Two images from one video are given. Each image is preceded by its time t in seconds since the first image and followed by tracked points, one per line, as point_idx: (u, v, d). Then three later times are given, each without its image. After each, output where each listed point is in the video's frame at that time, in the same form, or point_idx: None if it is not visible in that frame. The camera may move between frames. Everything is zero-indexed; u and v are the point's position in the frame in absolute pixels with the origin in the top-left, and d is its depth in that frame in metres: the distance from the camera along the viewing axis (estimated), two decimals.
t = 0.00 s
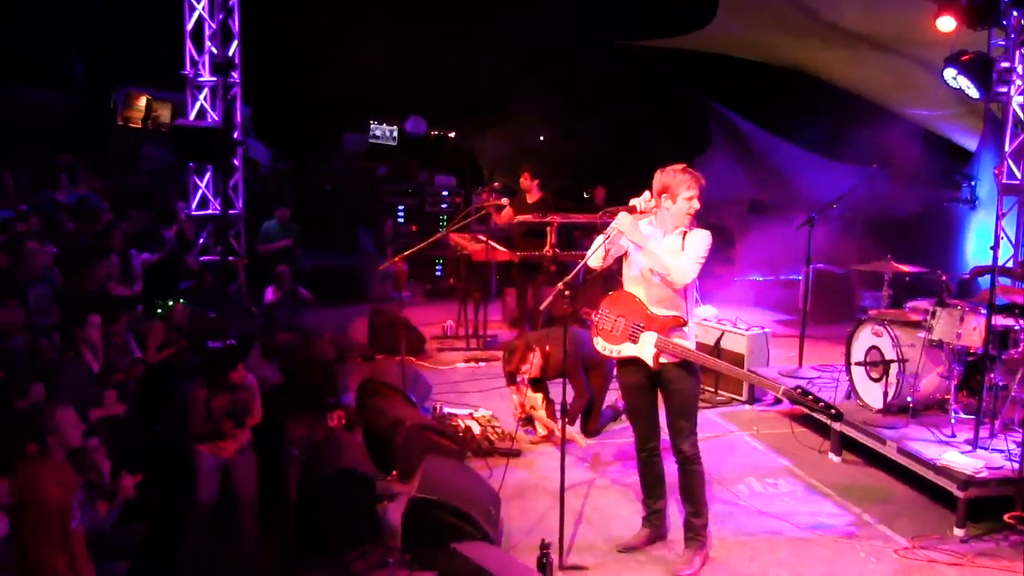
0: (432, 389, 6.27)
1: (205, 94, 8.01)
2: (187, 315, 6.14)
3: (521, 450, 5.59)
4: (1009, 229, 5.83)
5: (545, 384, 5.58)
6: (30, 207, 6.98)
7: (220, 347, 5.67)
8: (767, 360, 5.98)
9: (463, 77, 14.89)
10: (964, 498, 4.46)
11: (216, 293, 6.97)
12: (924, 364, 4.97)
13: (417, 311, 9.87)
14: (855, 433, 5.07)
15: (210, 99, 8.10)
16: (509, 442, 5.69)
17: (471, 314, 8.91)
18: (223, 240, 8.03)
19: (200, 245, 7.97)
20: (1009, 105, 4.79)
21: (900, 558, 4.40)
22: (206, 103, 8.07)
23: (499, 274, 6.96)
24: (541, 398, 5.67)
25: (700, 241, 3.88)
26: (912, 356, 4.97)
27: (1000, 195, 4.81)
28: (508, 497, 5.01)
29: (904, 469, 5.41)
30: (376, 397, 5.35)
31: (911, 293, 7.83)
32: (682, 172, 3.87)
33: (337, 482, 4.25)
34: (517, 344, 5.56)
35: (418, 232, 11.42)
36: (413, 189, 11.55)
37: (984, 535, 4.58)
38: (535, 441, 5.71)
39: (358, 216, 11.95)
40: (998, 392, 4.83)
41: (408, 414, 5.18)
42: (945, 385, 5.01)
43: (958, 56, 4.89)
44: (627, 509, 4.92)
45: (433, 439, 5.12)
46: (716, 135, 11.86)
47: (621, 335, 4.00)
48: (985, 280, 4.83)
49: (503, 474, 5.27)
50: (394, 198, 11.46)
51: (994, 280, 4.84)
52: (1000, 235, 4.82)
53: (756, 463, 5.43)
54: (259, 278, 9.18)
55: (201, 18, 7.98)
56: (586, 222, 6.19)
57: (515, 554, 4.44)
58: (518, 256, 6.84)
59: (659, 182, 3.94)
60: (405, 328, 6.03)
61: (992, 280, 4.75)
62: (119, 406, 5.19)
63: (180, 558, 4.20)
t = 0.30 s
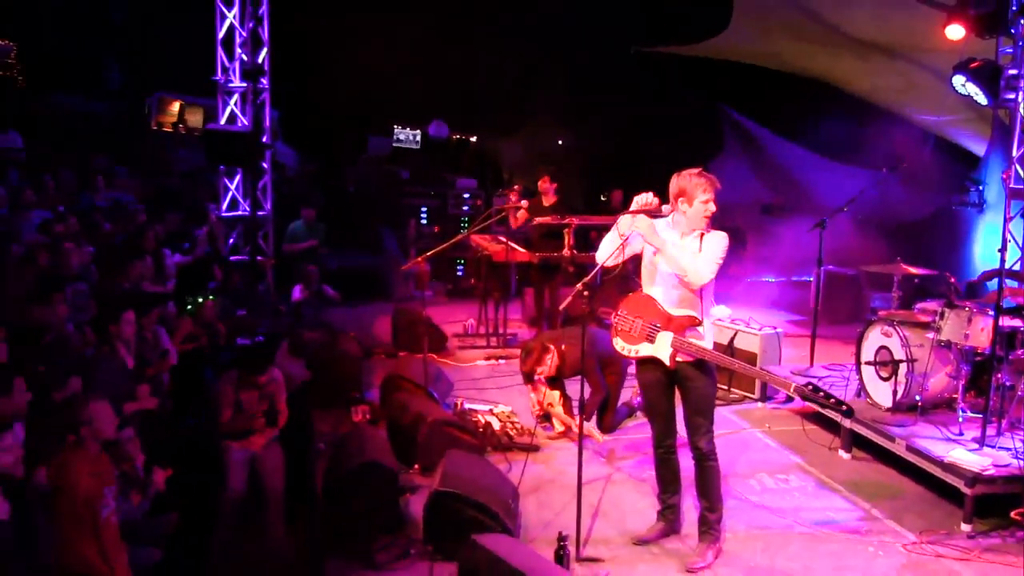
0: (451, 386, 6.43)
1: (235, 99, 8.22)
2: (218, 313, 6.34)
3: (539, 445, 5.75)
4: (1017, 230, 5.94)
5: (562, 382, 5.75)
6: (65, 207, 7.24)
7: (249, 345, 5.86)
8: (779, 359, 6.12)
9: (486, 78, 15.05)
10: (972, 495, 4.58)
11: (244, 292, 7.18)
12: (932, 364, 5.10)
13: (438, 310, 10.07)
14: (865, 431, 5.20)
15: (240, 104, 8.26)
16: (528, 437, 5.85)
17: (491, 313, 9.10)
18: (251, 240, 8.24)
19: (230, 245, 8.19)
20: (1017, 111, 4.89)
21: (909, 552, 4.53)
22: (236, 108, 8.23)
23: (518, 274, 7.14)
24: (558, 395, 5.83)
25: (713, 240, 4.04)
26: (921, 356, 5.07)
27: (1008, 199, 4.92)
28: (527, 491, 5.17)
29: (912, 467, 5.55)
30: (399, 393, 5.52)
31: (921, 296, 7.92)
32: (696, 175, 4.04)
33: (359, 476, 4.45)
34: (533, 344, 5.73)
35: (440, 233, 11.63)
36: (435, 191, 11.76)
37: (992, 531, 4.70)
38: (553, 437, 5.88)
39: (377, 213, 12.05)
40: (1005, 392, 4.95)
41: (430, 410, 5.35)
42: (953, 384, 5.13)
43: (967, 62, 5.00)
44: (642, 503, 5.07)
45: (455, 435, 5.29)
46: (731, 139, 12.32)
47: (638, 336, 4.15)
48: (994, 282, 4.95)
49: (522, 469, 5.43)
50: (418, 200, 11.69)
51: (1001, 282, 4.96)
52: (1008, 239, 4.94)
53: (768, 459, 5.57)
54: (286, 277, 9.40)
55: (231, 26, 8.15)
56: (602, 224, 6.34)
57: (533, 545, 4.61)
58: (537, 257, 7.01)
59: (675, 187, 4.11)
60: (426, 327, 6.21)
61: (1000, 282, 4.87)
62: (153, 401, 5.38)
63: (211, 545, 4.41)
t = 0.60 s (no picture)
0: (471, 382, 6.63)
1: (263, 104, 8.47)
2: (248, 312, 6.56)
3: (555, 441, 5.92)
4: None
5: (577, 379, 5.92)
6: (100, 208, 7.54)
7: (276, 342, 6.07)
8: (789, 358, 6.25)
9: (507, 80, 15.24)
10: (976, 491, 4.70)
11: (271, 290, 7.44)
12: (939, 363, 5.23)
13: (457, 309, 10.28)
14: (873, 428, 5.33)
15: (267, 109, 8.56)
16: (544, 432, 6.03)
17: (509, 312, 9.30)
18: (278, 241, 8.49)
19: (257, 245, 8.45)
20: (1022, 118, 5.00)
21: (914, 547, 4.67)
22: (264, 113, 8.52)
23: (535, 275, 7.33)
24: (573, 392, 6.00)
25: (723, 237, 4.20)
26: (927, 356, 5.22)
27: (1014, 203, 5.03)
28: (543, 485, 5.34)
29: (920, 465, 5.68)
30: (420, 390, 5.70)
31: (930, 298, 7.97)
32: (706, 179, 4.18)
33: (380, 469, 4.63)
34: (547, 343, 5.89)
35: (460, 234, 11.85)
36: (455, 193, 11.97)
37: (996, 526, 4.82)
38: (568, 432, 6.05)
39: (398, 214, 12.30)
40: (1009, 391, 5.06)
41: (450, 406, 5.52)
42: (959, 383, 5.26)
43: (973, 70, 5.10)
44: (655, 498, 5.23)
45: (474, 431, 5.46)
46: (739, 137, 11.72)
47: (653, 334, 4.30)
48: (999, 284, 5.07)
49: (539, 463, 5.61)
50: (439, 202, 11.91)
51: (1007, 285, 5.08)
52: (1013, 242, 5.05)
53: (778, 456, 5.72)
54: (310, 276, 9.65)
55: (260, 35, 8.39)
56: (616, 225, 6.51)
57: (549, 537, 4.78)
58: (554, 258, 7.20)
59: (686, 190, 4.27)
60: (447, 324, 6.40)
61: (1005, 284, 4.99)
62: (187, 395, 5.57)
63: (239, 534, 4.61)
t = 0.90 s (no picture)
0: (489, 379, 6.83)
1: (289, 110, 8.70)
2: (272, 311, 6.77)
3: (570, 436, 6.10)
4: None
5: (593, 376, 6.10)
6: (133, 210, 7.82)
7: (300, 339, 6.29)
8: (798, 357, 6.42)
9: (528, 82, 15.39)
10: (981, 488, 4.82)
11: (295, 290, 7.68)
12: (944, 362, 5.38)
13: (477, 308, 10.48)
14: (880, 426, 5.48)
15: (293, 115, 8.67)
16: (559, 428, 6.21)
17: (527, 312, 9.49)
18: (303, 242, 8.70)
19: (283, 246, 8.70)
20: None
21: (918, 542, 4.81)
22: (289, 118, 8.63)
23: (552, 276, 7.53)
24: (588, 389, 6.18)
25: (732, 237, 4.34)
26: (932, 355, 5.37)
27: (1020, 209, 5.16)
28: (558, 479, 5.51)
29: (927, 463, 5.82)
30: (438, 386, 5.89)
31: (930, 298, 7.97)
32: (713, 184, 4.38)
33: (401, 463, 4.83)
34: (563, 344, 6.09)
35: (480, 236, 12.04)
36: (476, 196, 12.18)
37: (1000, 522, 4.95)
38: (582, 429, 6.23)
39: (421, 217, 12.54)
40: (1012, 390, 5.20)
41: (468, 402, 5.69)
42: (963, 383, 5.40)
43: (978, 78, 5.24)
44: (667, 492, 5.39)
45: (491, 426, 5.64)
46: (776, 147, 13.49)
47: (663, 333, 4.45)
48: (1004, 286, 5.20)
49: (554, 458, 5.78)
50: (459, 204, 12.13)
51: (1011, 288, 5.21)
52: (1018, 246, 5.19)
53: (786, 452, 5.88)
54: (335, 276, 9.86)
55: (287, 43, 8.60)
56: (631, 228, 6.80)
57: (563, 529, 4.95)
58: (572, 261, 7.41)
59: (694, 195, 4.46)
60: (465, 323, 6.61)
61: (1009, 287, 5.12)
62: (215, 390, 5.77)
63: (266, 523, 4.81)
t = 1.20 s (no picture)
0: (505, 375, 7.02)
1: (313, 115, 8.97)
2: (297, 309, 7.02)
3: (585, 431, 6.29)
4: None
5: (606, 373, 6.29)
6: (162, 211, 8.13)
7: (324, 337, 6.52)
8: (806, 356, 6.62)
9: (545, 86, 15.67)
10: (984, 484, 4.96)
11: (319, 289, 7.93)
12: (948, 362, 5.52)
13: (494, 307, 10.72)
14: (886, 424, 5.63)
15: (318, 120, 9.05)
16: (574, 424, 6.40)
17: (543, 311, 9.70)
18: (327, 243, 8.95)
19: (307, 246, 8.91)
20: None
21: (920, 536, 4.95)
22: (315, 123, 9.00)
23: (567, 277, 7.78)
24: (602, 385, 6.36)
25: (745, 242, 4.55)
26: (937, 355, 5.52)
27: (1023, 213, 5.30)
28: (572, 473, 5.69)
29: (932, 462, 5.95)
30: (457, 382, 6.09)
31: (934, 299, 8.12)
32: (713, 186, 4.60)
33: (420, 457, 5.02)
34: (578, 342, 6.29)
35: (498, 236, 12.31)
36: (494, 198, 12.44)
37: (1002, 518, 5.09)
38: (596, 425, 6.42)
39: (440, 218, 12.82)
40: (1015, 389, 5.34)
41: (485, 398, 5.88)
42: (967, 382, 5.54)
43: (983, 85, 5.40)
44: (678, 487, 5.56)
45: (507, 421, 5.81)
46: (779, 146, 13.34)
47: (675, 331, 4.61)
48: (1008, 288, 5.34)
49: (568, 453, 5.96)
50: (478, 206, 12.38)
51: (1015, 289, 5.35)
52: (1022, 249, 5.33)
53: (794, 448, 6.05)
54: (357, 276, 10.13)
55: (312, 51, 8.85)
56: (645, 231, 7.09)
57: (577, 522, 5.12)
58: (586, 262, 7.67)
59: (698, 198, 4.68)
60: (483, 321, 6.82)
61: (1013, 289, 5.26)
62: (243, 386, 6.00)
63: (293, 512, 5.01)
